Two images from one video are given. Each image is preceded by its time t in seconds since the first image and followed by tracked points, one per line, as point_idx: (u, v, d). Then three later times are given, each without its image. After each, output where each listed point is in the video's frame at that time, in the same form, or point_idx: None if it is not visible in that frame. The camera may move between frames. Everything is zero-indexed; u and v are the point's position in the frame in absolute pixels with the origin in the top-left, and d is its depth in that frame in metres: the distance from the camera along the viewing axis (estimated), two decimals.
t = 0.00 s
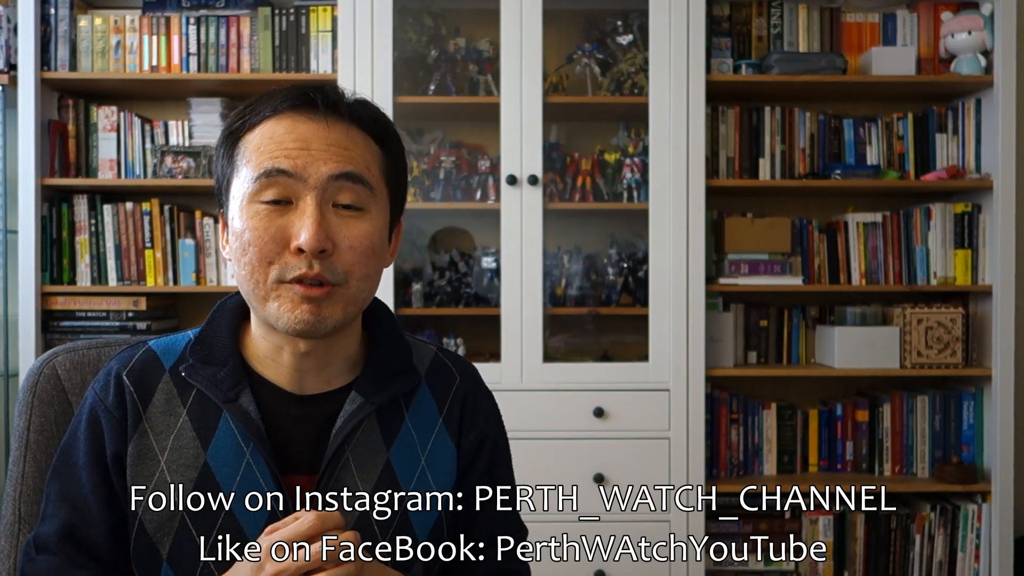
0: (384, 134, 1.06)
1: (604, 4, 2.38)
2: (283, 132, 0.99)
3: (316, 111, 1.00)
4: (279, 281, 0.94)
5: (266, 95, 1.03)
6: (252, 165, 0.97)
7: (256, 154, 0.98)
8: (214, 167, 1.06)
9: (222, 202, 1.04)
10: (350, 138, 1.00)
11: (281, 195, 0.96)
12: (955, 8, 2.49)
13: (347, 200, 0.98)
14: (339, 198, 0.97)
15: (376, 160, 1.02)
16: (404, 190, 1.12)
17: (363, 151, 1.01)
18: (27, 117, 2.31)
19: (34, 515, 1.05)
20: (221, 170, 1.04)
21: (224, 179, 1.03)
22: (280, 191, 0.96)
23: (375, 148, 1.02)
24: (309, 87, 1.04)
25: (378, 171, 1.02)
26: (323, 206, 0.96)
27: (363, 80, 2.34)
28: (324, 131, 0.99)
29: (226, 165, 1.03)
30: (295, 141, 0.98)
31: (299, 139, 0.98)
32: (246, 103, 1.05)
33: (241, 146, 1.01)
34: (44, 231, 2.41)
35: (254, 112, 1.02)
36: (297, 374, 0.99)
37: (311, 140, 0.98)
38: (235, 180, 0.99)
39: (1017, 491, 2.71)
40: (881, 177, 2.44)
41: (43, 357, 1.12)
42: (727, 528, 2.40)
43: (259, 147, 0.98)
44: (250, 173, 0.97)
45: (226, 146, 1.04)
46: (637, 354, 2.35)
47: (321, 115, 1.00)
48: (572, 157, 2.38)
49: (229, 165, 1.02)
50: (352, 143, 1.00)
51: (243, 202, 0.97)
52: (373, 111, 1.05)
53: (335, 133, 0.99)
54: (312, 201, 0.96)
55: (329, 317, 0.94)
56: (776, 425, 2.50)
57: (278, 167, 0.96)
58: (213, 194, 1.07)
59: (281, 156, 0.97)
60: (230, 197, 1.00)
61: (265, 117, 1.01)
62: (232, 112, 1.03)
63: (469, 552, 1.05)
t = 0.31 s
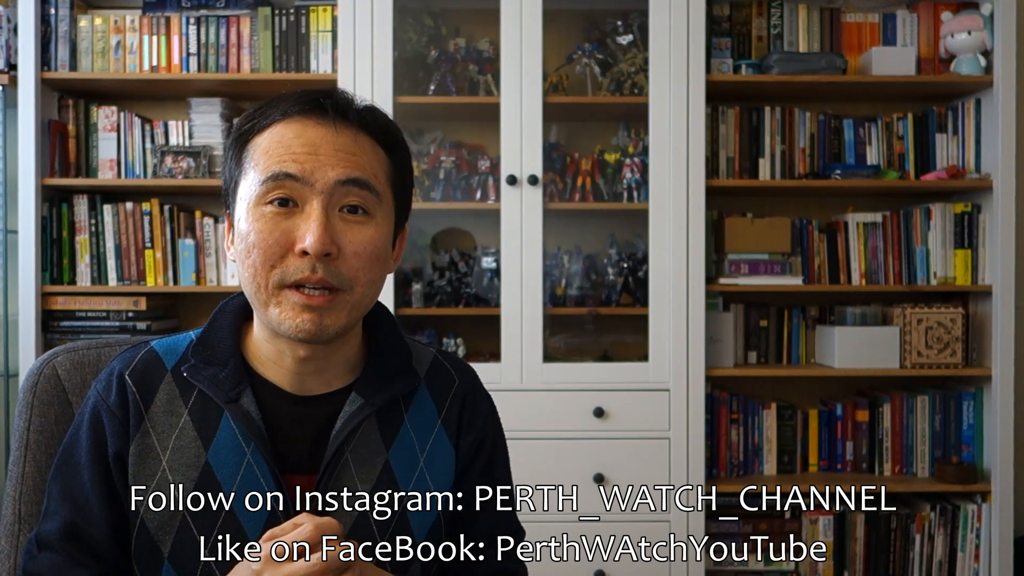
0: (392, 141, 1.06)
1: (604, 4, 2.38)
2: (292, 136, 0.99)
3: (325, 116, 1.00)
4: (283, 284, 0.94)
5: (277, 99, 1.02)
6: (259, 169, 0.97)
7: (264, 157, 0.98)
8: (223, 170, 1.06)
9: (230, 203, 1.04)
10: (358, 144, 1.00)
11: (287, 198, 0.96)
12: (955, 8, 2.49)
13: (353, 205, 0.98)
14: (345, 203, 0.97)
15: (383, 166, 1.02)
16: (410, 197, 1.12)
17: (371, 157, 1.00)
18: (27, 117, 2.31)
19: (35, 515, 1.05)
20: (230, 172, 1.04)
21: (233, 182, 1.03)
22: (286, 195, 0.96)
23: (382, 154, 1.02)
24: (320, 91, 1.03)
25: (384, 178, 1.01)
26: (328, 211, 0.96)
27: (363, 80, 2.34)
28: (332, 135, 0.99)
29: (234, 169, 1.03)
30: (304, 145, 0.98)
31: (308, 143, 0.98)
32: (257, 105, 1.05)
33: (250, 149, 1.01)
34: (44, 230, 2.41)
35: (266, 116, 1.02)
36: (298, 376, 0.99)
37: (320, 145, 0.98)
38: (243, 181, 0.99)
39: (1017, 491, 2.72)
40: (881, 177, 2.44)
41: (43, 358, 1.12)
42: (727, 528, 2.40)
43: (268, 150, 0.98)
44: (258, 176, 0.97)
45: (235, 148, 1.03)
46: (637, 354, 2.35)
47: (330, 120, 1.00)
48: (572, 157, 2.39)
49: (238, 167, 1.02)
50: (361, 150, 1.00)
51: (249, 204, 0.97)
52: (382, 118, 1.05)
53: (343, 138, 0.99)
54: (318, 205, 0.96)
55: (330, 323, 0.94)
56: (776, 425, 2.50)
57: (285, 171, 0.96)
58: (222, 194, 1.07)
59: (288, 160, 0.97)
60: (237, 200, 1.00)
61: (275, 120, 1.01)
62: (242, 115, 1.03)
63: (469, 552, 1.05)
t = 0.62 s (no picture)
0: (403, 147, 1.08)
1: (603, 4, 2.38)
2: (308, 128, 1.00)
3: (342, 113, 1.02)
4: (292, 268, 0.94)
5: (294, 96, 1.04)
6: (274, 157, 0.98)
7: (280, 146, 0.99)
8: (234, 168, 1.07)
9: (240, 197, 1.05)
10: (372, 140, 1.01)
11: (301, 185, 0.97)
12: (955, 8, 2.49)
13: (365, 196, 0.98)
14: (357, 194, 0.98)
15: (395, 166, 1.04)
16: (416, 206, 1.13)
17: (384, 154, 1.02)
18: (27, 117, 2.31)
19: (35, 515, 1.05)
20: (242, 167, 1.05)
21: (244, 177, 1.04)
22: (300, 181, 0.97)
23: (394, 154, 1.04)
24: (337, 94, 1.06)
25: (396, 176, 1.03)
26: (341, 199, 0.97)
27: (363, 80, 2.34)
28: (349, 129, 1.01)
29: (247, 163, 1.04)
30: (320, 136, 0.99)
31: (324, 135, 0.99)
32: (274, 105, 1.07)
33: (265, 141, 1.02)
34: (44, 230, 2.41)
35: (282, 112, 1.04)
36: (301, 370, 0.99)
37: (336, 138, 1.00)
38: (256, 170, 1.00)
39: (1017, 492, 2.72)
40: (881, 177, 2.44)
41: (43, 358, 1.12)
42: (727, 528, 2.40)
43: (284, 140, 1.00)
44: (272, 164, 0.98)
45: (249, 143, 1.05)
46: (637, 354, 2.35)
47: (347, 116, 1.02)
48: (572, 158, 2.39)
49: (251, 159, 1.03)
50: (375, 146, 1.01)
51: (262, 191, 0.98)
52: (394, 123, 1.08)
53: (358, 133, 1.01)
54: (331, 193, 0.96)
55: (338, 309, 0.94)
56: (776, 425, 2.50)
57: (301, 159, 0.98)
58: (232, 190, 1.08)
59: (304, 149, 0.98)
60: (249, 189, 1.01)
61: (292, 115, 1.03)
62: (258, 112, 1.05)
63: (469, 552, 1.05)
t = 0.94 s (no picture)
0: (422, 154, 1.08)
1: (603, 4, 2.39)
2: (331, 131, 1.00)
3: (365, 118, 1.01)
4: (307, 274, 0.94)
5: (317, 96, 1.04)
6: (295, 160, 0.98)
7: (301, 149, 0.99)
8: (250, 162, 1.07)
9: (254, 194, 1.04)
10: (394, 148, 1.01)
11: (320, 191, 0.97)
12: (955, 9, 2.49)
13: (383, 205, 0.98)
14: (376, 203, 0.98)
15: (414, 174, 1.03)
16: (429, 211, 1.13)
17: (404, 162, 1.02)
18: (27, 117, 2.31)
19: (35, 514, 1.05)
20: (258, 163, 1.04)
21: (260, 174, 1.03)
22: (319, 186, 0.96)
23: (413, 163, 1.04)
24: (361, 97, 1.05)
25: (414, 185, 1.03)
26: (360, 207, 0.96)
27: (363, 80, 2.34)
28: (372, 136, 1.00)
29: (264, 160, 1.03)
30: (343, 141, 0.98)
31: (346, 140, 0.99)
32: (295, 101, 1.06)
33: (285, 141, 1.01)
34: (44, 230, 2.41)
35: (305, 111, 1.03)
36: (305, 373, 0.99)
37: (358, 143, 0.99)
38: (275, 171, 1.00)
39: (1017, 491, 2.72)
40: (881, 176, 2.44)
41: (43, 358, 1.12)
42: (727, 528, 2.40)
43: (306, 143, 0.99)
44: (293, 166, 0.98)
45: (268, 140, 1.04)
46: (637, 354, 2.35)
47: (370, 122, 1.01)
48: (572, 158, 2.39)
49: (269, 157, 1.02)
50: (396, 153, 1.01)
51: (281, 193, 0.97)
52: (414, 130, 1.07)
53: (381, 140, 1.00)
54: (351, 200, 0.96)
55: (350, 318, 0.94)
56: (776, 425, 2.50)
57: (322, 164, 0.97)
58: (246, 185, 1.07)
59: (326, 154, 0.98)
60: (265, 188, 1.00)
61: (315, 116, 1.02)
62: (279, 107, 1.04)
63: (469, 552, 1.06)
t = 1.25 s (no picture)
0: (432, 152, 1.07)
1: (603, 4, 2.39)
2: (339, 132, 0.98)
3: (375, 118, 1.00)
4: (313, 281, 0.94)
5: (327, 93, 1.02)
6: (303, 162, 0.97)
7: (310, 151, 0.98)
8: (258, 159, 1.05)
9: (261, 193, 1.04)
10: (403, 150, 1.00)
11: (327, 195, 0.96)
12: (955, 8, 2.49)
13: (391, 209, 0.98)
14: (384, 207, 0.97)
15: (424, 176, 1.03)
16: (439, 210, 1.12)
17: (414, 164, 1.01)
18: (27, 117, 2.31)
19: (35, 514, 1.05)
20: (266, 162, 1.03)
21: (268, 174, 1.02)
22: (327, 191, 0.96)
23: (423, 164, 1.03)
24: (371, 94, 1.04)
25: (424, 188, 1.02)
26: (368, 213, 0.96)
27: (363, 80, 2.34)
28: (381, 137, 0.99)
29: (272, 159, 1.02)
30: (352, 144, 0.97)
31: (355, 142, 0.98)
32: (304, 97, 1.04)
33: (293, 140, 1.00)
34: (44, 231, 2.41)
35: (315, 109, 1.01)
36: (309, 377, 0.98)
37: (367, 145, 0.98)
38: (282, 173, 0.99)
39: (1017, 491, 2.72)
40: (881, 177, 2.44)
41: (43, 358, 1.12)
42: (727, 528, 2.40)
43: (314, 144, 0.98)
44: (300, 168, 0.97)
45: (275, 138, 1.03)
46: (637, 354, 2.36)
47: (380, 123, 0.99)
48: (572, 158, 2.39)
49: (277, 157, 1.01)
50: (406, 156, 1.00)
51: (288, 196, 0.96)
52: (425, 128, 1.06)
53: (391, 142, 0.99)
54: (359, 205, 0.95)
55: (356, 325, 0.94)
56: (776, 425, 2.50)
57: (330, 167, 0.96)
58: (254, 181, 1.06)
59: (335, 157, 0.97)
60: (272, 189, 1.00)
61: (324, 115, 1.01)
62: (288, 105, 1.02)
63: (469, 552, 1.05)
